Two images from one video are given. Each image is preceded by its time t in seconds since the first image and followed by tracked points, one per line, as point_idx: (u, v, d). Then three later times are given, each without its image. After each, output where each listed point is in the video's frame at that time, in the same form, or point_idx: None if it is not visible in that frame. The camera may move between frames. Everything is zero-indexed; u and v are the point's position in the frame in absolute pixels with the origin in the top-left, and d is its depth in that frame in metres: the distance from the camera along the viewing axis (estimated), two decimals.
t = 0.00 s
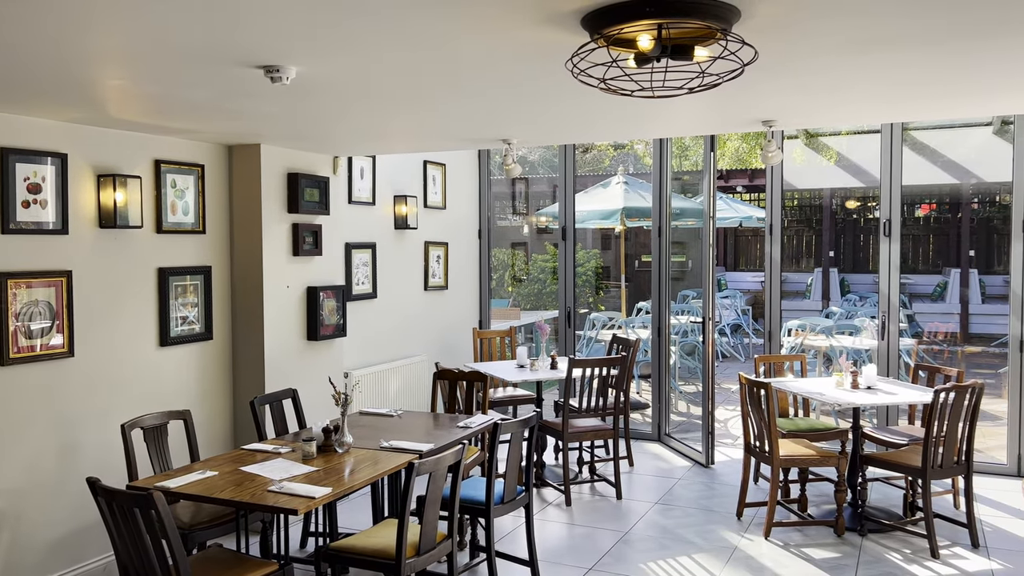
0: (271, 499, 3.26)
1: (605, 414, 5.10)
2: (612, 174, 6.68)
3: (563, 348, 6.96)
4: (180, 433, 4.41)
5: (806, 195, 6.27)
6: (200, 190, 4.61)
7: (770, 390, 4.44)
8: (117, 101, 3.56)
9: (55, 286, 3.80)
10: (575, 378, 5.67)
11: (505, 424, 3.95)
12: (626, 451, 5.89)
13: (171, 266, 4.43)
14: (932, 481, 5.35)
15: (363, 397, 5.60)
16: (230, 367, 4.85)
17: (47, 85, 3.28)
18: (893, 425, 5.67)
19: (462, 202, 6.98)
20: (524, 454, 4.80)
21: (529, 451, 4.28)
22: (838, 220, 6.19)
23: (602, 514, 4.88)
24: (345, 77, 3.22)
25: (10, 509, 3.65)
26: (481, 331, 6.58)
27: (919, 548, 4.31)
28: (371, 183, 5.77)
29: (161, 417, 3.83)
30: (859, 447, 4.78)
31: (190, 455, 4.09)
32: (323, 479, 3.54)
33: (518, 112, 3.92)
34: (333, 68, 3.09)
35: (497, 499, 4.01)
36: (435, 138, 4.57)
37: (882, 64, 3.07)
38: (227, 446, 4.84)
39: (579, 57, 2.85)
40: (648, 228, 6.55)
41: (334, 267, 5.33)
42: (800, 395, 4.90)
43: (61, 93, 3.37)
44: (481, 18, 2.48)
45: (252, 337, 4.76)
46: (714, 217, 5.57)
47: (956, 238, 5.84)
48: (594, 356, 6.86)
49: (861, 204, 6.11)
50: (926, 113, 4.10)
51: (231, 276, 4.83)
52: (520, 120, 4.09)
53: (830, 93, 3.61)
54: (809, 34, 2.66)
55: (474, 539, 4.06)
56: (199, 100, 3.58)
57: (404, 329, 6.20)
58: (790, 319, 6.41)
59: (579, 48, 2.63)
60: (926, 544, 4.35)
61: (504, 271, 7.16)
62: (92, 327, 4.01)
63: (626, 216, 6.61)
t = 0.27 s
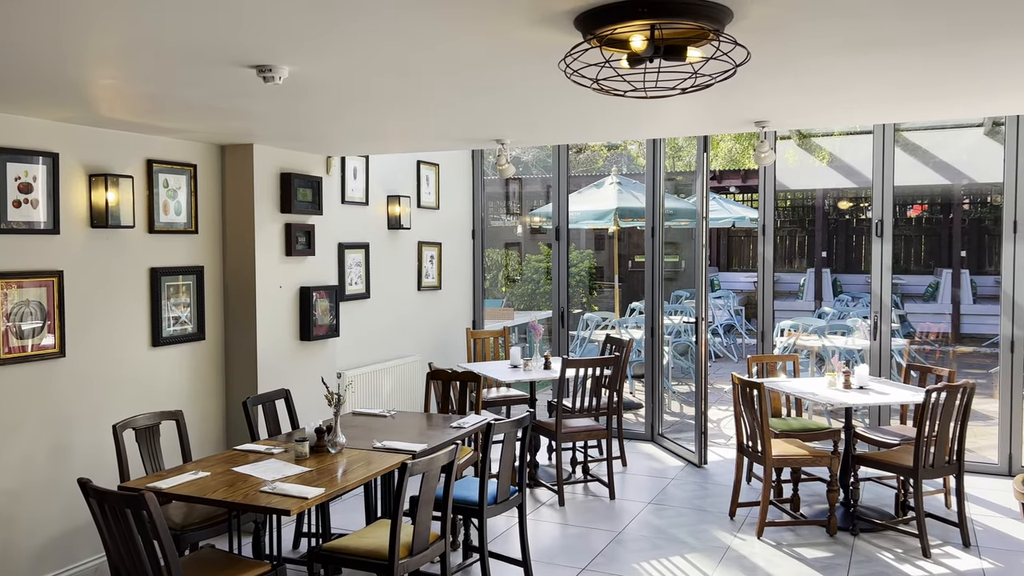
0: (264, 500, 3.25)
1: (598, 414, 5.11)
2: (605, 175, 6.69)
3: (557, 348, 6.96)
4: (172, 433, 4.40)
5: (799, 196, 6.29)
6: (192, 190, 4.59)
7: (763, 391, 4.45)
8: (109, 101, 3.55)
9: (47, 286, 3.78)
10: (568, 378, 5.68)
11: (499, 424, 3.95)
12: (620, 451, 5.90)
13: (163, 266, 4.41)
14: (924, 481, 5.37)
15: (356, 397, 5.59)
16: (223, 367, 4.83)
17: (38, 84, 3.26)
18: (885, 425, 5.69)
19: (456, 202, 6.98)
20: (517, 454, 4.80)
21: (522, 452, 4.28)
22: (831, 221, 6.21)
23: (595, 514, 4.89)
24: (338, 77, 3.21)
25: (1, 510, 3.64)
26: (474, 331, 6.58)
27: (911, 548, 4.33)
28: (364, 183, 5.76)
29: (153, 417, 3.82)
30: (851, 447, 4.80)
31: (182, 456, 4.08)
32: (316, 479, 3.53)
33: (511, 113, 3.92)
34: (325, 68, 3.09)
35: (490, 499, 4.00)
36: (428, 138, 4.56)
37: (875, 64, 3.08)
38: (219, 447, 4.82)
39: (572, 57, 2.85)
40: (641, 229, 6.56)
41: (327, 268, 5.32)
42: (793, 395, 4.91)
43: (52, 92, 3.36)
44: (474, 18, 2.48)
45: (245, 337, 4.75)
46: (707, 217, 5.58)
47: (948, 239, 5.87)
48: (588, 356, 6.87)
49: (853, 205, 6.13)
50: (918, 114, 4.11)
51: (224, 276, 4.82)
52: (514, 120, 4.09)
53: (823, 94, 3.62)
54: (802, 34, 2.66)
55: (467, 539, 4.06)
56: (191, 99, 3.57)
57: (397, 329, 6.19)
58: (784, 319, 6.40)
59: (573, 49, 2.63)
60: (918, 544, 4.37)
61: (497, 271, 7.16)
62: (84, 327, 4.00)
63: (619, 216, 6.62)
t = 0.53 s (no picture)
0: (260, 500, 3.24)
1: (594, 414, 5.11)
2: (601, 175, 6.70)
3: (552, 347, 6.96)
4: (167, 433, 4.38)
5: (794, 196, 6.30)
6: (187, 189, 4.58)
7: (758, 390, 4.46)
8: (103, 100, 3.54)
9: (41, 285, 3.77)
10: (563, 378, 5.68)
11: (494, 424, 3.95)
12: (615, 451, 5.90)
13: (158, 265, 4.40)
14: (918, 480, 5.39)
15: (351, 397, 5.58)
16: (218, 367, 4.82)
17: (33, 83, 3.25)
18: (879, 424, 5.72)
19: (451, 202, 6.98)
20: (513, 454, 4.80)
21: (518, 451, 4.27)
22: (826, 221, 6.22)
23: (591, 514, 4.89)
24: (334, 76, 3.21)
25: None
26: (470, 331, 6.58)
27: (905, 547, 4.34)
28: (359, 183, 5.76)
29: (148, 417, 3.81)
30: (846, 446, 4.80)
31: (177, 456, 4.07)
32: (311, 479, 3.52)
33: (507, 112, 3.92)
34: (321, 67, 3.08)
35: (485, 499, 4.00)
36: (424, 138, 4.56)
37: (870, 65, 3.09)
38: (214, 447, 4.81)
39: (569, 57, 2.85)
40: (636, 229, 6.57)
41: (322, 267, 5.31)
42: (788, 394, 4.92)
43: (47, 91, 3.35)
44: (471, 17, 2.48)
45: (240, 337, 4.74)
46: (703, 217, 5.59)
47: (942, 239, 5.89)
48: (583, 356, 6.87)
49: (848, 205, 6.14)
50: (912, 114, 4.13)
51: (219, 275, 4.81)
52: (509, 120, 4.09)
53: (818, 94, 3.63)
54: (798, 34, 2.67)
55: (463, 539, 4.06)
56: (186, 98, 3.56)
57: (392, 329, 6.18)
58: (779, 319, 6.43)
59: (569, 49, 2.63)
60: (913, 543, 4.39)
61: (493, 270, 7.16)
62: (78, 327, 3.98)
63: (614, 216, 6.62)
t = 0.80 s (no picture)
0: (255, 500, 3.23)
1: (590, 413, 5.11)
2: (597, 174, 6.70)
3: (548, 347, 6.96)
4: (163, 433, 4.37)
5: (790, 195, 6.31)
6: (183, 188, 4.57)
7: (754, 389, 4.46)
8: (98, 99, 3.52)
9: (35, 284, 3.75)
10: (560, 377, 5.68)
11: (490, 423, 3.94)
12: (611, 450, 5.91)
13: (153, 265, 4.38)
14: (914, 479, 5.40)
15: (347, 396, 5.58)
16: (214, 366, 4.81)
17: (27, 81, 3.23)
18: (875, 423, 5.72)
19: (447, 201, 6.97)
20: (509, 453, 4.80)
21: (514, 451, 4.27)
22: (821, 220, 6.23)
23: (587, 513, 4.89)
24: (329, 75, 3.20)
25: None
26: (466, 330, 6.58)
27: (901, 545, 4.35)
28: (355, 182, 5.75)
29: (143, 417, 3.80)
30: (842, 444, 4.81)
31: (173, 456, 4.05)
32: (307, 479, 3.52)
33: (503, 111, 3.91)
34: (317, 66, 3.07)
35: (482, 498, 4.00)
36: (420, 137, 4.56)
37: (866, 64, 3.09)
38: (210, 447, 4.80)
39: (565, 56, 2.85)
40: (632, 228, 6.58)
41: (318, 267, 5.30)
42: (784, 393, 4.93)
43: (41, 90, 3.33)
44: (467, 16, 2.48)
45: (235, 336, 4.73)
46: (699, 217, 5.59)
47: (938, 238, 5.90)
48: (579, 355, 6.88)
49: (843, 204, 6.15)
50: (908, 113, 4.13)
51: (214, 275, 4.79)
52: (506, 119, 4.09)
53: (814, 93, 3.63)
54: (794, 33, 2.66)
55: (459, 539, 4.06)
56: (181, 97, 3.54)
57: (388, 328, 6.18)
58: (774, 318, 6.44)
59: (565, 47, 2.63)
60: (908, 541, 4.40)
61: (489, 270, 7.16)
62: (73, 326, 3.97)
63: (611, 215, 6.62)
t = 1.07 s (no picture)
0: (250, 499, 3.22)
1: (586, 412, 5.11)
2: (593, 173, 6.70)
3: (544, 346, 6.96)
4: (157, 432, 4.36)
5: (785, 194, 6.31)
6: (177, 187, 4.55)
7: (750, 388, 4.46)
8: (92, 97, 3.51)
9: (28, 283, 3.74)
10: (556, 376, 5.68)
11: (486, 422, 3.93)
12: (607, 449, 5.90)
13: (147, 264, 4.37)
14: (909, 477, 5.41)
15: (343, 395, 5.57)
16: (209, 366, 4.80)
17: (20, 80, 3.22)
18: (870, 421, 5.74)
19: (443, 200, 6.96)
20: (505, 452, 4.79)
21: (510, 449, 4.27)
22: (817, 219, 6.23)
23: (583, 512, 4.89)
24: (324, 73, 3.19)
25: None
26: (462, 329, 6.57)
27: (896, 544, 4.36)
28: (351, 181, 5.75)
29: (137, 417, 3.78)
30: (837, 443, 4.81)
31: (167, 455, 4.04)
32: (302, 478, 3.51)
33: (498, 110, 3.91)
34: (311, 64, 3.06)
35: (477, 497, 3.99)
36: (415, 135, 4.55)
37: (861, 62, 3.09)
38: (204, 446, 4.78)
39: (560, 54, 2.85)
40: (628, 227, 6.58)
41: (313, 266, 5.29)
42: (780, 392, 4.93)
43: (34, 88, 3.32)
44: (461, 14, 2.47)
45: (230, 335, 4.71)
46: (695, 215, 5.59)
47: (933, 237, 5.91)
48: (575, 354, 6.87)
49: (839, 203, 6.16)
50: (903, 112, 4.14)
51: (209, 274, 4.78)
52: (501, 117, 4.08)
53: (810, 92, 3.64)
54: (788, 32, 2.66)
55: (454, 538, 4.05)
56: (176, 95, 3.53)
57: (384, 327, 6.17)
58: (770, 317, 6.44)
59: (560, 46, 2.62)
60: (903, 539, 4.40)
61: (485, 269, 7.15)
62: (67, 325, 3.95)
63: (607, 214, 6.63)
